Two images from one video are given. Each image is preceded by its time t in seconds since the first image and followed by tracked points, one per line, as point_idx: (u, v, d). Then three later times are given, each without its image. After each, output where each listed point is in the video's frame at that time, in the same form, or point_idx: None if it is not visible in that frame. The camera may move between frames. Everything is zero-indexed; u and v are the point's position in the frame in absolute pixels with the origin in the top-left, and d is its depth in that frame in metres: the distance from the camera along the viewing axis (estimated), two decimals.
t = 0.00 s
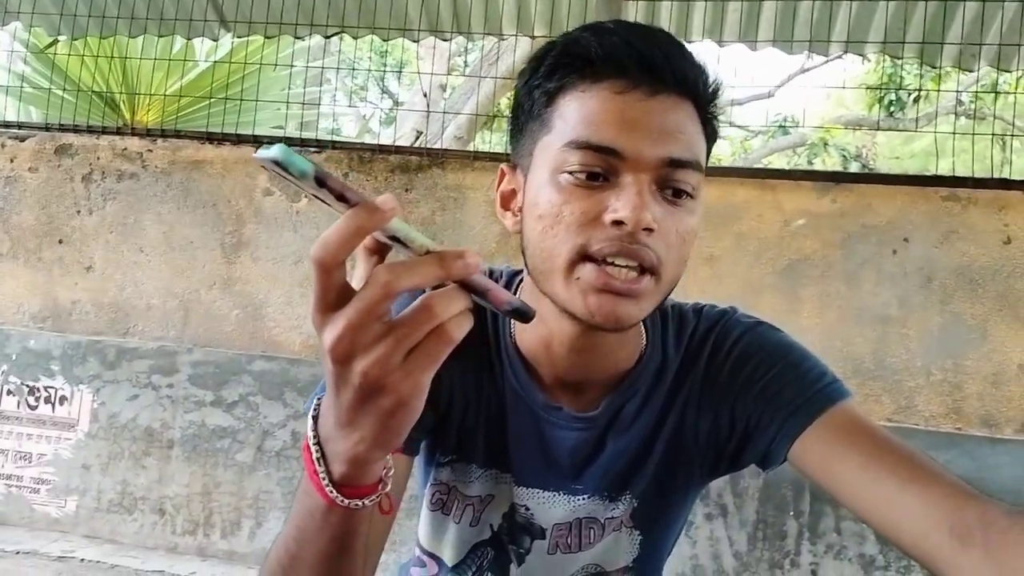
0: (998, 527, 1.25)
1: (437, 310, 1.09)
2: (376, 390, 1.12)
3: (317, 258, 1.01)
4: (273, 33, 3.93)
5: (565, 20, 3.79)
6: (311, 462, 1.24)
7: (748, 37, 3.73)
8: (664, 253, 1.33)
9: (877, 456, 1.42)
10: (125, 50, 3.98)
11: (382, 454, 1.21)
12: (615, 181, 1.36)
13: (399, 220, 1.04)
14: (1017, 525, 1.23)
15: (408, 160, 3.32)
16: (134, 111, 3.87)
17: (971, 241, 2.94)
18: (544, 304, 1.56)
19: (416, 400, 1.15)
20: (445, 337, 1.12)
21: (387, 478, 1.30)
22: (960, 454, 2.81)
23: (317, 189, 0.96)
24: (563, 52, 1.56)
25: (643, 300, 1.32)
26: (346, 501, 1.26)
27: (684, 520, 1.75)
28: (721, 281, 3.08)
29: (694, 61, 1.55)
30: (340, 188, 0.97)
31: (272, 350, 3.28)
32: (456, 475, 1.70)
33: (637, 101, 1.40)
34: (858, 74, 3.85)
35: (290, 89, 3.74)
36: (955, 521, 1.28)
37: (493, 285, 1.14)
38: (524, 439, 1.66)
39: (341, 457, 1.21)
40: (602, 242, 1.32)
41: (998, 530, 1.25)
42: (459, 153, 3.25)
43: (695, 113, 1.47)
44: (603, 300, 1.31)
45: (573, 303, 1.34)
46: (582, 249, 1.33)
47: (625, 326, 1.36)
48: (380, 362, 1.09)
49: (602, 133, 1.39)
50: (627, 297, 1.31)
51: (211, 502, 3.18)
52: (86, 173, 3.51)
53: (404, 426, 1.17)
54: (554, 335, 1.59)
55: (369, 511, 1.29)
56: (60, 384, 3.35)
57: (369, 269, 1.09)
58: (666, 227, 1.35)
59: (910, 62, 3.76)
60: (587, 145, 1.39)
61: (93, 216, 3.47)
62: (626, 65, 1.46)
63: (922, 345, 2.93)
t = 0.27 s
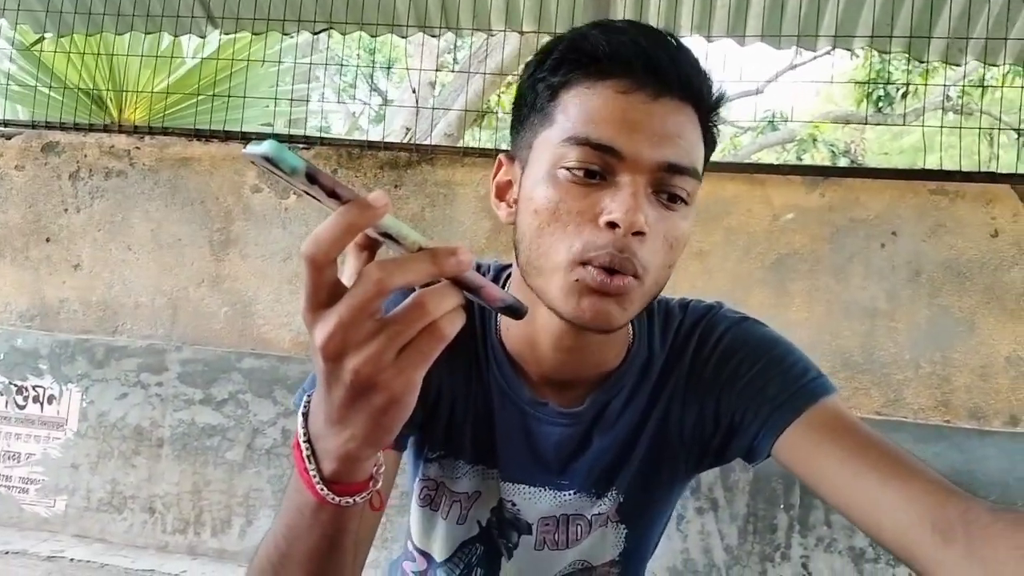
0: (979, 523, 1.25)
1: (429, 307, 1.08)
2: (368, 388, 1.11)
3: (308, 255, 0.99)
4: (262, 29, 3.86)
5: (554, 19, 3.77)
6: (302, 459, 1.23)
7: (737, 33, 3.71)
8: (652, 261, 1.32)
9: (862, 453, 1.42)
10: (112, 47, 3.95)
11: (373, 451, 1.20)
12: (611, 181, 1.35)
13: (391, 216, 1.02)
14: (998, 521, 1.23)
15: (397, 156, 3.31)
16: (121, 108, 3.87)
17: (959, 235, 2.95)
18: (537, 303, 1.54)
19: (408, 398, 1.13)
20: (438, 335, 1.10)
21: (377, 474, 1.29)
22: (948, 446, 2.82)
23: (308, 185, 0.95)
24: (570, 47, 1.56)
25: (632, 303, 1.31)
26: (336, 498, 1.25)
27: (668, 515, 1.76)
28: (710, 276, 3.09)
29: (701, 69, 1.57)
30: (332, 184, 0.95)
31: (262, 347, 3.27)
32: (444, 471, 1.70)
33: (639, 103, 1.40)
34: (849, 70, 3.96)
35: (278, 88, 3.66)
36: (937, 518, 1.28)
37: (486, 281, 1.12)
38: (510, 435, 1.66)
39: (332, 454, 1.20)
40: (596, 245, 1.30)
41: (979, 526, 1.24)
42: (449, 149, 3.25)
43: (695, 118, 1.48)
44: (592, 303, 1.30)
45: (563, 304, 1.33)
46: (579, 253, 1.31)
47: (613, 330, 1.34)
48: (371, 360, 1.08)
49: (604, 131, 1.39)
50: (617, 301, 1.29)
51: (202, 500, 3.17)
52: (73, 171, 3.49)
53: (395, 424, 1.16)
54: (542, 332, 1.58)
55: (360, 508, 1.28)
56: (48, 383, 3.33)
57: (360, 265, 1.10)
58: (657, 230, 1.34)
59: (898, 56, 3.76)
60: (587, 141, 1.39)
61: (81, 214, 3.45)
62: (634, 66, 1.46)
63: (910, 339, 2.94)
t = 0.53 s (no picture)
0: (970, 505, 1.24)
1: (414, 288, 1.07)
2: (354, 372, 1.10)
3: (291, 238, 0.99)
4: (247, 24, 3.86)
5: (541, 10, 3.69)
6: (290, 445, 1.23)
7: (725, 23, 3.72)
8: (642, 241, 1.33)
9: (854, 437, 1.42)
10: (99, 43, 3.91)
11: (362, 435, 1.20)
12: (594, 168, 1.36)
13: (373, 198, 1.02)
14: (989, 503, 1.23)
15: (386, 149, 3.30)
16: (107, 106, 3.85)
17: (947, 224, 2.96)
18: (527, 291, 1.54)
19: (395, 379, 1.13)
20: (423, 317, 1.10)
21: (366, 459, 1.29)
22: (938, 434, 2.83)
23: (288, 168, 0.95)
24: (542, 34, 1.55)
25: (624, 288, 1.33)
26: (326, 484, 1.24)
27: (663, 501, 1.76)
28: (700, 266, 3.09)
29: (674, 46, 1.57)
30: (313, 167, 0.95)
31: (252, 343, 3.26)
32: (437, 461, 1.70)
33: (618, 87, 1.41)
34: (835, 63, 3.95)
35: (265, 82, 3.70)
36: (928, 501, 1.28)
37: (471, 263, 1.12)
38: (504, 423, 1.65)
39: (320, 440, 1.20)
40: (582, 232, 1.32)
41: (970, 507, 1.24)
42: (438, 142, 3.24)
43: (673, 95, 1.48)
44: (582, 291, 1.32)
45: (553, 292, 1.35)
46: (562, 240, 1.34)
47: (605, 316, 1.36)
48: (357, 343, 1.07)
49: (583, 118, 1.39)
50: (609, 287, 1.31)
51: (193, 496, 3.15)
52: (60, 167, 3.47)
53: (384, 406, 1.15)
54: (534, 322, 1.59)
55: (351, 494, 1.27)
56: (37, 380, 3.31)
57: (344, 250, 1.10)
58: (644, 213, 1.35)
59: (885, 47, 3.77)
60: (566, 130, 1.39)
61: (68, 210, 3.43)
62: (606, 49, 1.46)
63: (900, 327, 2.95)
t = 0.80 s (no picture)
0: (971, 490, 1.24)
1: (405, 276, 1.06)
2: (346, 359, 1.10)
3: (280, 225, 0.98)
4: (241, 16, 3.81)
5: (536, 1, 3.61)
6: (284, 435, 1.22)
7: (721, 13, 3.67)
8: (621, 229, 1.34)
9: (855, 425, 1.42)
10: (90, 36, 3.88)
11: (356, 423, 1.19)
12: (573, 155, 1.37)
13: (364, 184, 1.01)
14: (989, 488, 1.23)
15: (381, 142, 3.29)
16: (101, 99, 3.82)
17: (944, 212, 2.95)
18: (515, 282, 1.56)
19: (388, 367, 1.12)
20: (415, 304, 1.08)
21: (361, 449, 1.28)
22: (935, 422, 2.84)
23: (278, 155, 0.94)
24: (527, 25, 1.56)
25: (602, 275, 1.34)
26: (321, 473, 1.24)
27: (662, 491, 1.76)
28: (697, 257, 3.09)
29: (662, 34, 1.56)
30: (303, 153, 0.94)
31: (249, 337, 3.25)
32: (434, 452, 1.69)
33: (598, 74, 1.41)
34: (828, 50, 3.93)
35: (258, 77, 3.66)
36: (931, 488, 1.27)
37: (464, 250, 1.09)
38: (501, 414, 1.65)
39: (314, 429, 1.19)
40: (558, 218, 1.33)
41: (973, 494, 1.23)
42: (433, 134, 3.23)
43: (659, 85, 1.47)
44: (558, 277, 1.33)
45: (530, 277, 1.37)
46: (540, 224, 1.35)
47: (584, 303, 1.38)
48: (349, 330, 1.07)
49: (562, 106, 1.40)
50: (586, 274, 1.33)
51: (191, 491, 3.15)
52: (53, 162, 3.45)
53: (377, 394, 1.15)
54: (527, 310, 1.58)
55: (346, 482, 1.27)
56: (33, 376, 3.30)
57: (337, 237, 1.09)
58: (622, 201, 1.35)
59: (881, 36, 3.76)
60: (545, 117, 1.40)
61: (62, 205, 3.42)
62: (588, 37, 1.47)
63: (897, 316, 2.96)
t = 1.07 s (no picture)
0: (970, 485, 1.23)
1: (387, 273, 1.07)
2: (329, 357, 1.10)
3: (261, 223, 0.98)
4: (238, 10, 3.80)
5: None
6: (269, 432, 1.22)
7: (719, 5, 3.60)
8: (611, 218, 1.37)
9: (856, 420, 1.42)
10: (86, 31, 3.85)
11: (341, 421, 1.19)
12: (558, 146, 1.40)
13: (344, 180, 1.02)
14: (988, 482, 1.22)
15: (378, 135, 3.28)
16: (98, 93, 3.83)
17: (941, 203, 2.95)
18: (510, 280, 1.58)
19: (371, 364, 1.12)
20: (397, 301, 1.09)
21: (348, 446, 1.28)
22: (933, 413, 2.85)
23: (257, 152, 0.94)
24: (505, 20, 1.60)
25: (594, 268, 1.36)
26: (306, 471, 1.23)
27: (661, 485, 1.76)
28: (694, 249, 3.09)
29: (640, 16, 1.58)
30: (282, 150, 0.94)
31: (247, 330, 3.25)
32: (431, 445, 1.70)
33: (577, 64, 1.44)
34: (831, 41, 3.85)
35: (255, 69, 3.68)
36: (931, 482, 1.28)
37: (447, 245, 1.15)
38: (498, 408, 1.65)
39: (299, 426, 1.19)
40: (546, 209, 1.35)
41: (972, 487, 1.23)
42: (430, 127, 3.22)
43: (640, 68, 1.50)
44: (554, 270, 1.34)
45: (524, 271, 1.38)
46: (529, 223, 1.37)
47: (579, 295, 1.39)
48: (332, 328, 1.07)
49: (544, 99, 1.43)
50: (578, 265, 1.34)
51: (190, 485, 3.15)
52: (50, 156, 3.44)
53: (360, 391, 1.15)
54: (522, 305, 1.59)
55: (332, 480, 1.27)
56: (31, 370, 3.30)
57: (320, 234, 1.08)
58: (608, 188, 1.38)
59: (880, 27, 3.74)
60: (528, 111, 1.43)
61: (59, 200, 3.41)
62: (565, 27, 1.50)
63: (894, 307, 2.96)
